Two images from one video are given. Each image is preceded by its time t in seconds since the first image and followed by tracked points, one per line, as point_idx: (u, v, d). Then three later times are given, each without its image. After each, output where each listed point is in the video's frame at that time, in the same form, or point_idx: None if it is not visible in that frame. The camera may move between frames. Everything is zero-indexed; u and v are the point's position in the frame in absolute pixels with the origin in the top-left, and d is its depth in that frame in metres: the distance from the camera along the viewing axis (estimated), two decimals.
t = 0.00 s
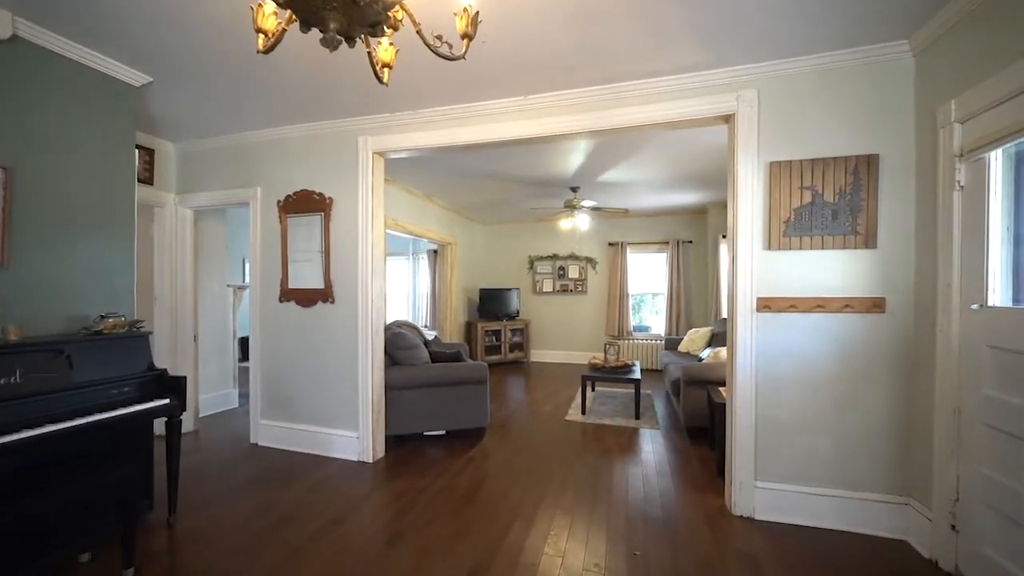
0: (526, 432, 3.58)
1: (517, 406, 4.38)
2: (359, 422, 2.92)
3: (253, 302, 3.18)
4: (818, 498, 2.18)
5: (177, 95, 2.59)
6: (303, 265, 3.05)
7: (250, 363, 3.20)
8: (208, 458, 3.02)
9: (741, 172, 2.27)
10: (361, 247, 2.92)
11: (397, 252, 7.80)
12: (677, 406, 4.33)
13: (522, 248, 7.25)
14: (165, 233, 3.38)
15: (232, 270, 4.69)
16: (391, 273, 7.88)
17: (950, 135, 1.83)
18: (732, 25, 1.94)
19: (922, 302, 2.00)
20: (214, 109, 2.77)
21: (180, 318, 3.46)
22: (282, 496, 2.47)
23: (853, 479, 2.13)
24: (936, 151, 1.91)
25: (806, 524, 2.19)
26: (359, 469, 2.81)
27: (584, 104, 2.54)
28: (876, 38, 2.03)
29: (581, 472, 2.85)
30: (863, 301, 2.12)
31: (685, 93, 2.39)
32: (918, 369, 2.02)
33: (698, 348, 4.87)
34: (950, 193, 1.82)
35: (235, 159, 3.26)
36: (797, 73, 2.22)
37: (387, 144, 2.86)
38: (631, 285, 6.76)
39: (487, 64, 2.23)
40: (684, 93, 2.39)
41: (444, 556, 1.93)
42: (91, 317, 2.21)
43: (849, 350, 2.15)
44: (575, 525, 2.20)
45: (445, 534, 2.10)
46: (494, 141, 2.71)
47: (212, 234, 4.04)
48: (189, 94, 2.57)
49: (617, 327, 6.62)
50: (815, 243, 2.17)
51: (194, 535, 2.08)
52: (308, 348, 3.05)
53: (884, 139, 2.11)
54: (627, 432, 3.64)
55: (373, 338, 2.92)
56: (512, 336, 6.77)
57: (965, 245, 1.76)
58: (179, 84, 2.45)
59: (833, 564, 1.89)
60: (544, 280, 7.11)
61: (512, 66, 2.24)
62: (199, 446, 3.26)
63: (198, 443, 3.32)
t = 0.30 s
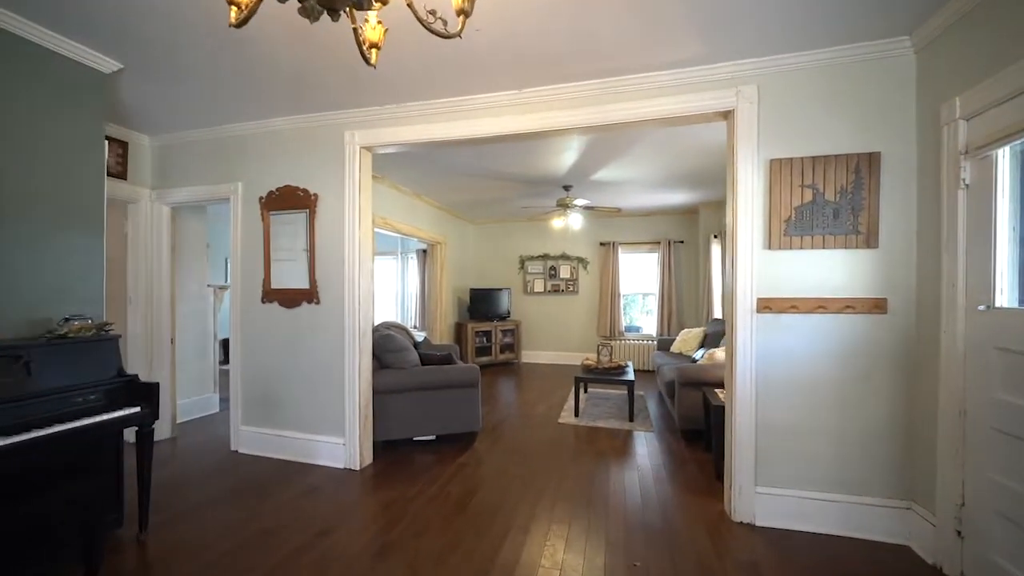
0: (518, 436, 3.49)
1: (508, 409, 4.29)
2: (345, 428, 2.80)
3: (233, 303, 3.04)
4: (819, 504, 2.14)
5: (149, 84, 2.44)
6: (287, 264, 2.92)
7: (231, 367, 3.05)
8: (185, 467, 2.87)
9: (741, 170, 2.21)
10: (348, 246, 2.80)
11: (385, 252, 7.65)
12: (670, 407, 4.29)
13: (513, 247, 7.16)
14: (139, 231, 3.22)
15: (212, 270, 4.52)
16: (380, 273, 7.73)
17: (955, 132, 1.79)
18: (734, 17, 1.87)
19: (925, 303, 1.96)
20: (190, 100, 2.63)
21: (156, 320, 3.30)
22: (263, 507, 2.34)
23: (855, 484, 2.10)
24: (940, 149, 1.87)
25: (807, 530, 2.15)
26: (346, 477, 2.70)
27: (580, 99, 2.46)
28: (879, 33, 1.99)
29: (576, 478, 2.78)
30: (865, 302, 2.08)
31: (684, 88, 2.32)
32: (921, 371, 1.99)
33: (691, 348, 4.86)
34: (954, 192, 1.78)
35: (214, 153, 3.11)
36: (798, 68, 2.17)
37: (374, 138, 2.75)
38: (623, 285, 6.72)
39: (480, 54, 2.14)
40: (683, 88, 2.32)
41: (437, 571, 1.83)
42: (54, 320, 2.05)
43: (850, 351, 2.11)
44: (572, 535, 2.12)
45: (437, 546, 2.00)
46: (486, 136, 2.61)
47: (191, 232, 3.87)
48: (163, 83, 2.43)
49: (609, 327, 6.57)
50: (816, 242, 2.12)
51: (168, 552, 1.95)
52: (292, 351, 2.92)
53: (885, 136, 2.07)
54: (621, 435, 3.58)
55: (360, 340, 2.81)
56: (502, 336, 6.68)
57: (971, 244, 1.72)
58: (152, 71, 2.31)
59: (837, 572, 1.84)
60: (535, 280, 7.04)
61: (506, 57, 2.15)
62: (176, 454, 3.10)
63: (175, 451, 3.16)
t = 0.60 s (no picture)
0: (512, 439, 3.41)
1: (501, 411, 4.21)
2: (332, 434, 2.69)
3: (214, 303, 2.91)
4: (821, 508, 2.08)
5: (122, 71, 2.30)
6: (271, 263, 2.80)
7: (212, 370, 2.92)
8: (162, 476, 2.73)
9: (741, 166, 2.15)
10: (334, 243, 2.69)
11: (375, 251, 7.51)
12: (665, 408, 4.24)
13: (505, 247, 7.08)
14: (114, 228, 3.07)
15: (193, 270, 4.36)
16: (369, 273, 7.59)
17: (961, 127, 1.74)
18: (736, 7, 1.81)
19: (929, 302, 1.92)
20: (167, 89, 2.50)
21: (132, 321, 3.15)
22: (245, 519, 2.22)
23: (857, 487, 2.05)
24: (945, 145, 1.83)
25: (810, 535, 2.09)
26: (332, 485, 2.58)
27: (576, 92, 2.38)
28: (883, 26, 1.94)
29: (572, 483, 2.70)
30: (867, 301, 2.03)
31: (683, 82, 2.26)
32: (925, 371, 1.94)
33: (685, 348, 4.82)
34: (961, 189, 1.74)
35: (194, 146, 2.98)
36: (800, 62, 2.12)
37: (362, 131, 2.64)
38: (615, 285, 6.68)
39: (472, 43, 2.05)
40: (682, 81, 2.26)
41: None
42: (16, 322, 1.92)
43: (853, 352, 2.06)
44: (570, 545, 2.04)
45: (429, 558, 1.91)
46: (479, 130, 2.52)
47: (170, 229, 3.72)
48: (137, 70, 2.30)
49: (601, 327, 6.52)
50: (818, 240, 2.07)
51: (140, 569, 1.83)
52: (276, 354, 2.80)
53: (888, 132, 2.03)
54: (616, 437, 3.51)
55: (348, 342, 2.70)
56: (494, 337, 6.59)
57: (978, 242, 1.67)
58: (125, 58, 2.18)
59: None
60: (528, 280, 6.96)
61: (500, 46, 2.06)
62: (153, 461, 2.96)
63: (151, 458, 3.01)
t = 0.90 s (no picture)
0: (505, 443, 3.31)
1: (493, 413, 4.11)
2: (318, 440, 2.57)
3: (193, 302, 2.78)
4: (824, 513, 2.03)
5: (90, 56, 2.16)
6: (253, 261, 2.68)
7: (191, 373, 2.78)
8: (136, 485, 2.59)
9: (743, 160, 2.09)
10: (320, 240, 2.57)
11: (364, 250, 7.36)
12: (660, 409, 4.18)
13: (497, 246, 6.98)
14: (86, 223, 2.91)
15: (173, 269, 4.20)
16: (358, 272, 7.45)
17: (970, 119, 1.69)
18: None
19: (935, 302, 1.87)
20: (141, 77, 2.36)
21: (106, 322, 3.00)
22: (223, 531, 2.10)
23: (861, 491, 2.00)
24: (953, 139, 1.78)
25: (813, 541, 2.03)
26: (318, 494, 2.47)
27: (573, 84, 2.29)
28: (888, 17, 1.88)
29: (568, 489, 2.62)
30: (872, 300, 1.98)
31: (683, 74, 2.18)
32: (931, 372, 1.90)
33: (680, 348, 4.78)
34: (970, 184, 1.69)
35: (171, 138, 2.84)
36: (803, 54, 2.06)
37: (349, 123, 2.53)
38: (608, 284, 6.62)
39: (464, 29, 1.95)
40: (682, 73, 2.18)
41: None
42: None
43: (857, 352, 2.01)
44: (567, 555, 1.95)
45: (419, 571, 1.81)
46: (471, 123, 2.42)
47: (148, 226, 3.56)
48: (107, 55, 2.16)
49: (594, 327, 6.46)
50: (821, 237, 2.01)
51: None
52: (259, 356, 2.67)
53: (892, 126, 1.97)
54: (611, 440, 3.44)
55: (334, 344, 2.58)
56: (486, 337, 6.49)
57: (989, 239, 1.62)
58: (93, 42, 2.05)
59: None
60: (520, 279, 6.87)
61: (493, 33, 1.97)
62: (127, 469, 2.81)
63: (126, 466, 2.86)
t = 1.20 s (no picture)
0: (500, 448, 3.21)
1: (488, 417, 4.01)
2: (305, 447, 2.45)
3: (173, 303, 2.64)
4: (834, 521, 1.95)
5: (59, 42, 2.03)
6: (236, 260, 2.55)
7: (170, 377, 2.65)
8: (112, 496, 2.46)
9: (749, 155, 2.00)
10: (306, 238, 2.45)
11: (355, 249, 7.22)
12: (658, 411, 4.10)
13: (491, 245, 6.88)
14: (59, 220, 2.76)
15: (156, 268, 4.04)
16: (350, 271, 7.31)
17: (988, 112, 1.62)
18: None
19: (949, 302, 1.80)
20: (115, 65, 2.23)
21: (80, 324, 2.85)
22: (201, 546, 1.98)
23: (872, 499, 1.92)
24: (968, 133, 1.71)
25: (821, 551, 1.95)
26: (304, 504, 2.35)
27: (571, 75, 2.19)
28: (901, 6, 1.81)
29: (566, 496, 2.53)
30: (883, 300, 1.90)
31: (686, 65, 2.09)
32: (944, 375, 1.82)
33: (677, 349, 4.71)
34: (988, 179, 1.62)
35: (150, 130, 2.70)
36: (812, 45, 1.98)
37: (337, 116, 2.41)
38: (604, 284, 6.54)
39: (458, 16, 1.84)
40: (685, 65, 2.09)
41: None
42: None
43: (868, 354, 1.93)
44: (567, 569, 1.86)
45: None
46: (465, 116, 2.32)
47: (127, 223, 3.41)
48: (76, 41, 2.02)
49: (590, 328, 6.38)
50: (830, 235, 1.94)
51: None
52: (242, 359, 2.55)
53: (903, 120, 1.90)
54: (609, 444, 3.35)
55: (321, 347, 2.46)
56: (480, 338, 6.39)
57: (1008, 236, 1.55)
58: (60, 25, 1.92)
59: None
60: (514, 279, 6.77)
61: (488, 20, 1.86)
62: (103, 479, 2.67)
63: (101, 475, 2.72)
